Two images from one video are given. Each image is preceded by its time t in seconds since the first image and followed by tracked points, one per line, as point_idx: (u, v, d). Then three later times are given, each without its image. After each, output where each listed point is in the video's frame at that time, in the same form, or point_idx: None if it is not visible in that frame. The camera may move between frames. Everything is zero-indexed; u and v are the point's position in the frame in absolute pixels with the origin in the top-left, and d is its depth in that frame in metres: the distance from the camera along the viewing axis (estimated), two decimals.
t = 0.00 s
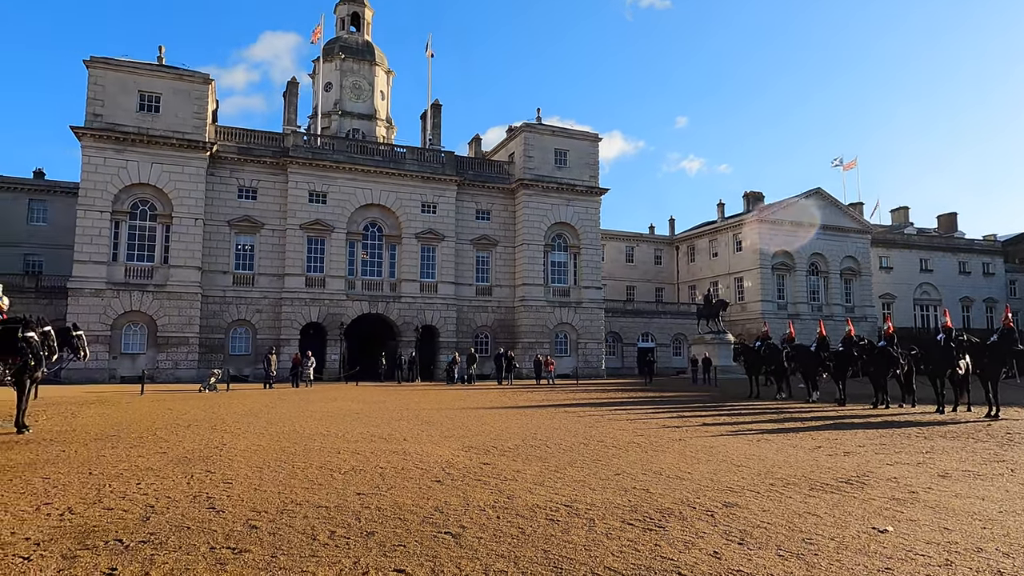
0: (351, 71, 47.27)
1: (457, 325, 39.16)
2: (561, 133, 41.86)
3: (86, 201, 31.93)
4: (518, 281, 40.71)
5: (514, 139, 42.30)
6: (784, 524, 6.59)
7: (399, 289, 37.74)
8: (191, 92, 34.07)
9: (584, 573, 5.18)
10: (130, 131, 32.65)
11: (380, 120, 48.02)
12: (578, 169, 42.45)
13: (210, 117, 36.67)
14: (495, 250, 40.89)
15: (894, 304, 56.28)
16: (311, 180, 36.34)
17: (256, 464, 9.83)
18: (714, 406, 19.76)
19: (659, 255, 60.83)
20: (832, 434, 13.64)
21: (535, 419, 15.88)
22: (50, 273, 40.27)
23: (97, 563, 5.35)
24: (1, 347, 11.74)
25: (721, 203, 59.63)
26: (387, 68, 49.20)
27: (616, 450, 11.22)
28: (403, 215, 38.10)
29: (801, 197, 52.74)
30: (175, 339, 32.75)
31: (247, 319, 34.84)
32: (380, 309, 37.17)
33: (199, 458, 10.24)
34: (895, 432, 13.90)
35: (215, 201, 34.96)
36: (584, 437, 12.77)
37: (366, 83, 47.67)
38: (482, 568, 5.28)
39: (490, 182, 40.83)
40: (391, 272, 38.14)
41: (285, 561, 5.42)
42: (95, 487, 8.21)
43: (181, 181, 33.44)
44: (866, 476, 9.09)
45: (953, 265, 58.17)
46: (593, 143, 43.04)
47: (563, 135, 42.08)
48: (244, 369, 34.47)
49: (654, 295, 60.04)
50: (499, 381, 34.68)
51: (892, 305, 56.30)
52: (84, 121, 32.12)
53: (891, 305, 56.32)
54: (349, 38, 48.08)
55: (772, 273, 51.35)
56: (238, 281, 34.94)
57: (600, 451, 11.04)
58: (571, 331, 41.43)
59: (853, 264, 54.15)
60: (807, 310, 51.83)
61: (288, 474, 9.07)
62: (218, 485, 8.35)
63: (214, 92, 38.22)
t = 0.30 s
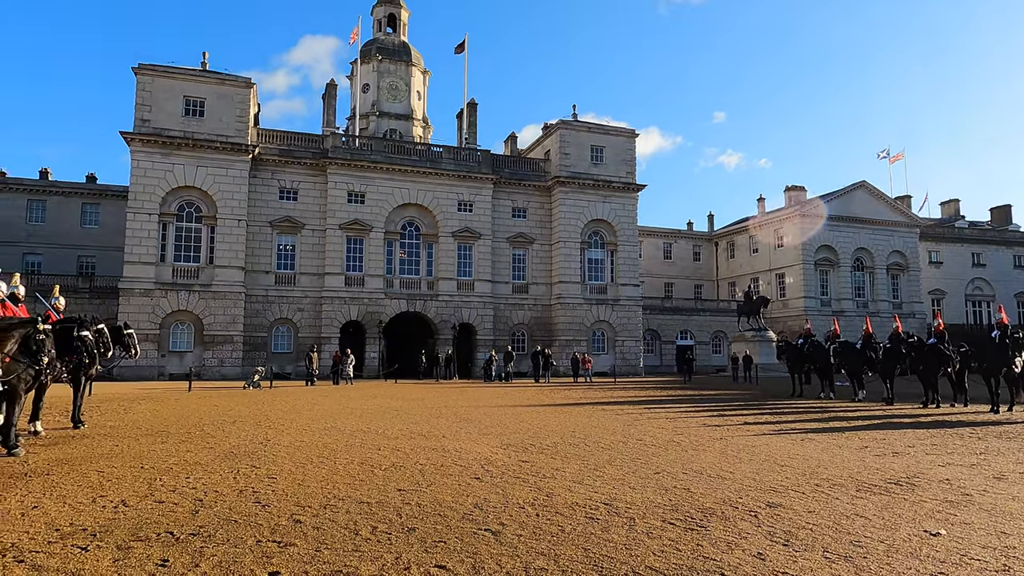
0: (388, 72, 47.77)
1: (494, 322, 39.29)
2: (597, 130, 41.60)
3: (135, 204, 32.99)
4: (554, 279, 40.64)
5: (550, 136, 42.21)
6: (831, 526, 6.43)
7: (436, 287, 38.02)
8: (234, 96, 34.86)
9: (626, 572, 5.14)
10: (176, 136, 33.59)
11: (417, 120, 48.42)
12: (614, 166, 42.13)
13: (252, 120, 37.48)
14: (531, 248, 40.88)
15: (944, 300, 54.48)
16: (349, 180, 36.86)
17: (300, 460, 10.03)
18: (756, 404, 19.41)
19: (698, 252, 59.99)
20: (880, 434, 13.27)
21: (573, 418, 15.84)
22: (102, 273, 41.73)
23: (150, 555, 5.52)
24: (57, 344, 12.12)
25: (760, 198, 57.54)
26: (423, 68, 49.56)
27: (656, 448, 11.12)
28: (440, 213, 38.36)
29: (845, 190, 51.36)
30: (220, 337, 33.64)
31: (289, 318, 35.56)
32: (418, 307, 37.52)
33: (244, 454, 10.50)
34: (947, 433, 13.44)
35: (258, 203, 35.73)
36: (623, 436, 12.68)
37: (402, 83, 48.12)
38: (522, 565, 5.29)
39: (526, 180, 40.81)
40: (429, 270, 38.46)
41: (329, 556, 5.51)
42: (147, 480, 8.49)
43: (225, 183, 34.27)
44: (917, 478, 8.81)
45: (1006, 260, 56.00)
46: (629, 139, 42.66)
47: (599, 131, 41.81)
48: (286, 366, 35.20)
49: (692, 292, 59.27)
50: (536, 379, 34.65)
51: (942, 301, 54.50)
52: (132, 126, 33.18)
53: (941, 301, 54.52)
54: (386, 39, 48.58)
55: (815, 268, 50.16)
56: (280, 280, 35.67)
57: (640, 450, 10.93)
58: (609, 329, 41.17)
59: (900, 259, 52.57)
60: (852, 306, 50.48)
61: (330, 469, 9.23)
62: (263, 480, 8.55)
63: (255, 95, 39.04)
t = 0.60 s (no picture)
0: (430, 73, 48.19)
1: (537, 321, 39.28)
2: (639, 126, 41.16)
3: (188, 207, 34.09)
4: (597, 277, 40.39)
5: (591, 133, 41.95)
6: (888, 530, 6.22)
7: (479, 286, 38.19)
8: (281, 100, 35.68)
9: (674, 573, 5.07)
10: (227, 140, 34.58)
11: (458, 120, 48.73)
12: (658, 162, 41.62)
13: (298, 123, 38.31)
14: (573, 246, 40.70)
15: (1007, 295, 52.15)
16: (393, 181, 37.32)
17: (347, 456, 10.21)
18: (806, 404, 18.92)
19: (744, 248, 58.80)
20: (939, 435, 12.78)
21: (617, 416, 15.72)
22: (158, 275, 43.27)
23: (206, 546, 5.69)
24: (118, 343, 12.63)
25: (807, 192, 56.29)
26: (465, 67, 49.82)
27: (702, 448, 10.94)
28: (482, 212, 38.52)
29: (899, 183, 49.64)
30: (269, 336, 34.49)
31: (336, 317, 36.23)
32: (461, 306, 37.75)
33: (294, 450, 10.74)
34: (1011, 435, 12.84)
35: (304, 204, 36.50)
36: (668, 435, 12.53)
37: (444, 84, 48.48)
38: (568, 563, 5.28)
39: (568, 177, 40.65)
40: (471, 269, 38.66)
41: (376, 551, 5.59)
42: (202, 475, 8.76)
43: (273, 185, 35.12)
44: (979, 481, 8.45)
45: None
46: (673, 134, 42.08)
47: (641, 127, 41.37)
48: (332, 365, 35.88)
49: (738, 289, 58.16)
50: (579, 377, 34.46)
51: (1004, 297, 52.19)
52: (185, 132, 34.29)
53: (1003, 297, 52.21)
54: (427, 40, 49.03)
55: (868, 263, 48.60)
56: (326, 280, 36.36)
57: (686, 449, 10.77)
58: (653, 327, 40.69)
59: (959, 253, 50.55)
60: (907, 303, 48.73)
61: (377, 466, 9.36)
62: (312, 475, 8.73)
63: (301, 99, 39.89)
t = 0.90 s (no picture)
0: (475, 75, 48.52)
1: (584, 320, 39.08)
2: (687, 122, 40.54)
3: (243, 212, 35.15)
4: (644, 276, 39.93)
5: (638, 131, 41.50)
6: (954, 537, 5.96)
7: (525, 286, 38.22)
8: (330, 106, 36.48)
9: None
10: (279, 146, 35.54)
11: (504, 121, 48.89)
12: (706, 159, 40.92)
13: (347, 128, 39.08)
14: (620, 245, 40.34)
15: None
16: (439, 183, 37.69)
17: (398, 454, 10.36)
18: (864, 405, 18.29)
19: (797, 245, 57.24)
20: (1008, 439, 12.18)
21: (668, 417, 15.50)
22: (215, 278, 44.75)
23: (264, 541, 5.86)
24: (180, 344, 13.14)
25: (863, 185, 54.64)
26: (509, 68, 49.97)
27: (755, 450, 10.70)
28: (528, 213, 38.55)
29: (963, 175, 47.54)
30: (321, 337, 35.27)
31: (385, 318, 36.80)
32: (507, 306, 37.85)
33: (346, 448, 10.98)
34: None
35: (354, 207, 37.20)
36: (720, 436, 12.28)
37: (489, 85, 48.72)
38: (619, 565, 5.24)
39: (614, 176, 40.31)
40: (517, 269, 38.72)
41: (427, 548, 5.65)
42: (258, 471, 9.02)
43: (324, 189, 35.93)
44: None
45: None
46: (721, 130, 41.30)
47: (689, 124, 40.73)
48: (382, 365, 36.48)
49: (791, 287, 56.65)
50: (627, 378, 34.10)
51: None
52: (240, 139, 35.39)
53: None
54: (472, 43, 49.35)
55: (930, 260, 46.69)
56: (375, 281, 36.96)
57: (739, 451, 10.55)
58: (702, 327, 40.00)
59: None
60: (973, 300, 46.59)
61: (427, 464, 9.49)
62: (364, 473, 8.89)
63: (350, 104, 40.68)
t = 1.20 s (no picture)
0: (521, 77, 48.64)
1: (633, 321, 38.69)
2: (737, 119, 39.71)
3: (297, 217, 36.09)
4: (695, 276, 39.27)
5: (686, 129, 40.88)
6: None
7: (573, 287, 38.08)
8: (379, 112, 37.15)
9: None
10: (330, 152, 36.35)
11: (550, 122, 48.83)
12: (758, 156, 40.02)
13: (396, 133, 39.71)
14: (669, 245, 39.78)
15: None
16: (486, 185, 37.91)
17: (449, 455, 10.46)
18: (930, 409, 17.54)
19: (855, 242, 55.35)
20: None
21: (720, 420, 15.21)
22: (271, 281, 46.07)
23: (321, 538, 6.00)
24: (238, 346, 13.55)
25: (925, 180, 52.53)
26: (555, 69, 49.90)
27: (813, 454, 10.39)
28: (575, 213, 38.40)
29: None
30: (372, 339, 35.89)
31: (434, 320, 37.20)
32: (555, 308, 37.76)
33: (398, 448, 11.14)
34: None
35: (403, 211, 37.75)
36: (776, 440, 11.97)
37: (535, 87, 48.77)
38: (675, 569, 5.17)
39: (663, 175, 39.77)
40: (565, 270, 38.59)
41: (480, 548, 5.68)
42: (314, 470, 9.25)
43: (374, 194, 36.59)
44: None
45: None
46: (773, 126, 40.34)
47: (739, 120, 39.89)
48: (431, 366, 36.91)
49: (848, 286, 54.82)
50: (677, 380, 33.56)
51: None
52: (293, 146, 36.34)
53: None
54: (518, 45, 49.50)
55: (998, 256, 44.51)
56: (424, 283, 37.41)
57: (796, 455, 10.26)
58: (755, 327, 39.10)
59: None
60: None
61: (477, 465, 9.55)
62: (416, 473, 9.01)
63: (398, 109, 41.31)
